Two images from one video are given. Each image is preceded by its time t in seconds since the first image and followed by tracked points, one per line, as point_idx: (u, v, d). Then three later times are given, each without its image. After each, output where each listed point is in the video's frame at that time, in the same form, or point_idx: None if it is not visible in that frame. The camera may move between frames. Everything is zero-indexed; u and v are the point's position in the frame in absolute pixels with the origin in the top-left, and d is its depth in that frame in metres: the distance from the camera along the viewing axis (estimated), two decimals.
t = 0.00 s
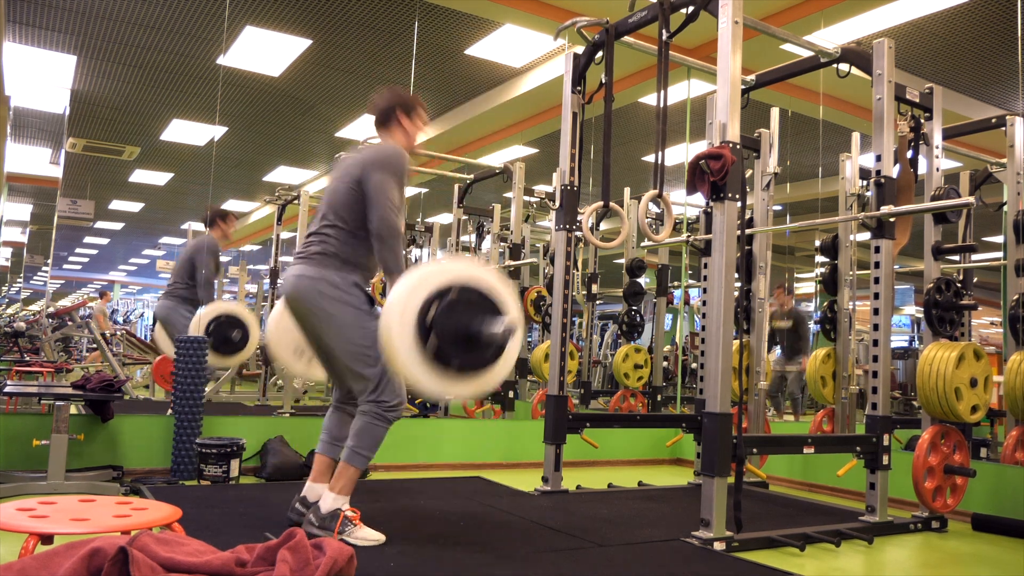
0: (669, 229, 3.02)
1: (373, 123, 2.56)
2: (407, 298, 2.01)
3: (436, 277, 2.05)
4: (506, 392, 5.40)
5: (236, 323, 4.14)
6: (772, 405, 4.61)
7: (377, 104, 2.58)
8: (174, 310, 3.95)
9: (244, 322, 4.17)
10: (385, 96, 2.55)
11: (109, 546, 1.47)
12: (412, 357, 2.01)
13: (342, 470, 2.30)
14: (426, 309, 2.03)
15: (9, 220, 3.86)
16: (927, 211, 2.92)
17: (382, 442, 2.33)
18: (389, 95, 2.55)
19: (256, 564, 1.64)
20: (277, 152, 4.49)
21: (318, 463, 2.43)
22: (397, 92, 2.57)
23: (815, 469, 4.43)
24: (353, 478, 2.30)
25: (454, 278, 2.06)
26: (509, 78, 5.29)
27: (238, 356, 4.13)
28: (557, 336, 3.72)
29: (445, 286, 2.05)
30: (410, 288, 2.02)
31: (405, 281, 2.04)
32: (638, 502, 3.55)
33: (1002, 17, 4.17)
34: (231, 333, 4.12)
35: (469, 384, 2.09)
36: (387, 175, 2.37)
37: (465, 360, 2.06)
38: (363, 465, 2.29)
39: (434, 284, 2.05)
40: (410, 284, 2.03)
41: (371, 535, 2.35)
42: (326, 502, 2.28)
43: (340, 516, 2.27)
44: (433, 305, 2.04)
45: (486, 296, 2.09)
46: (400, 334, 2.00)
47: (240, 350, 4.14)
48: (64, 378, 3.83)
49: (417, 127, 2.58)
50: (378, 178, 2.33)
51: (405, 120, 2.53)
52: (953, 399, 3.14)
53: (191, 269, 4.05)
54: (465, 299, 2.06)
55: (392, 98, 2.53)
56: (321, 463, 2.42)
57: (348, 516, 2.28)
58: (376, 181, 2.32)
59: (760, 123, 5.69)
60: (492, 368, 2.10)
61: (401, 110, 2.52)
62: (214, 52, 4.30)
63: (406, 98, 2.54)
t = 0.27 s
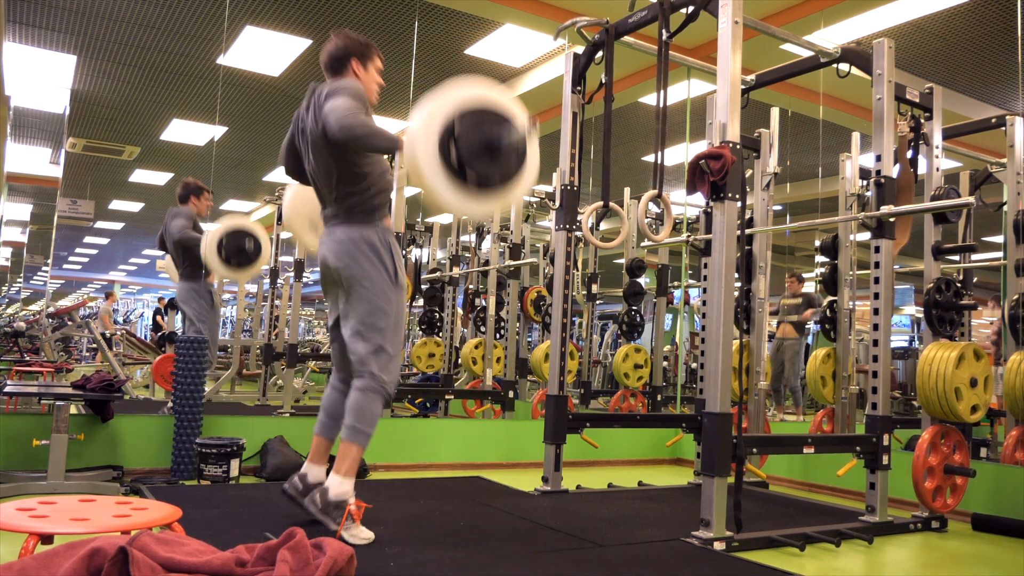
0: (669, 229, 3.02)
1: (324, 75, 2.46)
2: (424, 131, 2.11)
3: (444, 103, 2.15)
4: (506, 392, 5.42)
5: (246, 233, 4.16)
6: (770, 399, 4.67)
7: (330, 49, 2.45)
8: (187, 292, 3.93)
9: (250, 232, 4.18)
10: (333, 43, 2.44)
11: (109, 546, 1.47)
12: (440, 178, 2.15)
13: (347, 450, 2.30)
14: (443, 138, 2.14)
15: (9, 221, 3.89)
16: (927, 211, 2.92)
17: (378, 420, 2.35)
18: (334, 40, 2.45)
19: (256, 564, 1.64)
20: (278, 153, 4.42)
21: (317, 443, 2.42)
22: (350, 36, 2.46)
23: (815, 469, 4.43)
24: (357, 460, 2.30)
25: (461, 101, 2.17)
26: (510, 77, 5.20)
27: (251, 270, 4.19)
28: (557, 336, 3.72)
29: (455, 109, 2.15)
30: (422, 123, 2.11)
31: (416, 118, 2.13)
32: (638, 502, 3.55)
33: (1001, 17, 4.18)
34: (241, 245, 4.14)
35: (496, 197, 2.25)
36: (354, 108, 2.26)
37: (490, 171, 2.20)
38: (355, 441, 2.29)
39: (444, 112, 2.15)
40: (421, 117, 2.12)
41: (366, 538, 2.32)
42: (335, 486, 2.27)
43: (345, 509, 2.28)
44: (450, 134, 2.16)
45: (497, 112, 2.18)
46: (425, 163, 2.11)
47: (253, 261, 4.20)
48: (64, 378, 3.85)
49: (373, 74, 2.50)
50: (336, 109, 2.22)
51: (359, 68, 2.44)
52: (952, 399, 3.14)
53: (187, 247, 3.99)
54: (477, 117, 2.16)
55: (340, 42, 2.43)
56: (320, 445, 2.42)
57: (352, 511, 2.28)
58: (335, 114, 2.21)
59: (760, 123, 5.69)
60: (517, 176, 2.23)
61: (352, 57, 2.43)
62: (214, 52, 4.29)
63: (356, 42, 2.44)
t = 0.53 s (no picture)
0: (669, 229, 3.02)
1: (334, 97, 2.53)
2: (400, 62, 2.16)
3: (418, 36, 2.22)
4: (506, 392, 5.42)
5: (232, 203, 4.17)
6: (772, 402, 4.68)
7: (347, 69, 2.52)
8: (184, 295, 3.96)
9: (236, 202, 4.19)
10: (340, 63, 2.51)
11: (109, 546, 1.47)
12: (419, 113, 2.18)
13: (321, 472, 2.29)
14: (421, 72, 2.20)
15: (8, 220, 3.87)
16: (927, 211, 2.92)
17: (355, 443, 2.33)
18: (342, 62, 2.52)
19: (256, 564, 1.64)
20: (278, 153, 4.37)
21: (296, 466, 2.45)
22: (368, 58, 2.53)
23: (815, 469, 4.43)
24: (330, 482, 2.28)
25: (432, 34, 2.25)
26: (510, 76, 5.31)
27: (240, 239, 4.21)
28: (557, 336, 3.72)
29: (429, 43, 2.23)
30: (399, 53, 2.15)
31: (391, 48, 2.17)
32: (638, 502, 3.56)
33: (1001, 17, 4.18)
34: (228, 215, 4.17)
35: (473, 136, 2.32)
36: (377, 143, 2.36)
37: (466, 109, 2.28)
38: (331, 463, 2.28)
39: (419, 45, 2.21)
40: (397, 46, 2.17)
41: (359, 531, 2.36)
42: (308, 509, 2.25)
43: (327, 519, 2.25)
44: (426, 67, 2.22)
45: (466, 48, 2.31)
46: (403, 94, 2.16)
47: (243, 230, 4.22)
48: (64, 378, 3.81)
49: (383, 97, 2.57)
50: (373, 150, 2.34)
51: (370, 89, 2.52)
52: (953, 399, 3.14)
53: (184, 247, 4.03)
54: (448, 52, 2.26)
55: (348, 63, 2.50)
56: (298, 468, 2.45)
57: (335, 518, 2.27)
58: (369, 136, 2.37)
59: (760, 123, 5.69)
60: (487, 117, 2.35)
61: (363, 79, 2.50)
62: (214, 52, 4.29)
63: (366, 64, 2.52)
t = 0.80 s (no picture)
0: (669, 229, 3.01)
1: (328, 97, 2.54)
2: (413, 92, 2.11)
3: (429, 69, 2.18)
4: (506, 392, 5.43)
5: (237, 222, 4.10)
6: (773, 403, 4.72)
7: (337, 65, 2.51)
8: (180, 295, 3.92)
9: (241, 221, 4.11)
10: (337, 63, 2.50)
11: (109, 546, 1.47)
12: (428, 146, 2.13)
13: (320, 470, 2.28)
14: (431, 101, 2.15)
15: (9, 220, 3.89)
16: (927, 211, 2.92)
17: (351, 440, 2.33)
18: (334, 62, 2.52)
19: (256, 564, 1.64)
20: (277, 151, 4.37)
21: (298, 463, 2.44)
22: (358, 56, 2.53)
23: (815, 469, 4.43)
24: (330, 479, 2.28)
25: (444, 68, 2.20)
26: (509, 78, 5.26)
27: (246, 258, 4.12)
28: (557, 336, 3.72)
29: (439, 75, 2.18)
30: (409, 88, 2.10)
31: (403, 79, 2.13)
32: (638, 502, 3.55)
33: (1001, 17, 4.19)
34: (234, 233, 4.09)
35: (484, 169, 2.25)
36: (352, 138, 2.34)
37: (477, 142, 2.21)
38: (329, 460, 2.29)
39: (429, 75, 2.17)
40: (409, 78, 2.13)
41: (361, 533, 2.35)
42: (309, 506, 2.26)
43: (327, 519, 2.25)
44: (436, 100, 2.16)
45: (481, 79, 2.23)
46: (414, 126, 2.10)
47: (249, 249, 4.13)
48: (64, 378, 3.85)
49: (376, 95, 2.57)
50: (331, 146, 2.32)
51: (363, 89, 2.53)
52: (953, 399, 3.14)
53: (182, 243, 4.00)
54: (461, 83, 2.20)
55: (345, 62, 2.50)
56: (301, 465, 2.44)
57: (337, 517, 2.27)
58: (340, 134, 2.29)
59: (760, 123, 5.69)
60: (501, 151, 2.27)
61: (356, 77, 2.50)
62: (214, 52, 4.29)
63: (355, 64, 2.50)
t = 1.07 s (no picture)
0: (669, 229, 3.01)
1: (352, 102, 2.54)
2: (391, 259, 2.09)
3: (417, 235, 2.14)
4: (506, 392, 5.43)
5: (224, 309, 4.07)
6: (773, 402, 4.68)
7: (360, 72, 2.53)
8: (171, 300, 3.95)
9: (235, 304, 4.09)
10: (359, 76, 2.53)
11: (109, 546, 1.47)
12: (398, 316, 2.11)
13: (323, 467, 2.30)
14: (408, 272, 2.12)
15: (9, 220, 3.88)
16: (927, 211, 2.92)
17: (355, 435, 2.34)
18: (364, 70, 2.53)
19: (256, 564, 1.64)
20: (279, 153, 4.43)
21: (294, 463, 2.46)
22: (380, 64, 2.53)
23: (815, 469, 4.42)
24: (335, 476, 2.29)
25: (433, 237, 2.16)
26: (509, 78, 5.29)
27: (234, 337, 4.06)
28: (557, 336, 3.72)
29: (425, 245, 2.15)
30: (388, 255, 2.08)
31: (385, 243, 2.10)
32: (638, 502, 3.55)
33: (1001, 17, 4.18)
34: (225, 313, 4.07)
35: (454, 345, 2.23)
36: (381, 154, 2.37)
37: (448, 321, 2.20)
38: (335, 457, 2.30)
39: (414, 244, 2.13)
40: (390, 245, 2.10)
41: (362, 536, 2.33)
42: (312, 503, 2.27)
43: (329, 517, 2.27)
44: (414, 271, 2.14)
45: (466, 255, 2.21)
46: (386, 293, 2.08)
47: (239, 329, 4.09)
48: (64, 378, 3.82)
49: (400, 107, 2.58)
50: (364, 156, 2.32)
51: (387, 97, 2.53)
52: (953, 399, 3.14)
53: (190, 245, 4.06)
54: (444, 257, 2.17)
55: (374, 71, 2.51)
56: (298, 464, 2.46)
57: (337, 516, 2.27)
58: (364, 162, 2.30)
59: (760, 123, 5.69)
60: (473, 326, 2.26)
61: (381, 87, 2.51)
62: (215, 52, 4.29)
63: (383, 72, 2.51)
